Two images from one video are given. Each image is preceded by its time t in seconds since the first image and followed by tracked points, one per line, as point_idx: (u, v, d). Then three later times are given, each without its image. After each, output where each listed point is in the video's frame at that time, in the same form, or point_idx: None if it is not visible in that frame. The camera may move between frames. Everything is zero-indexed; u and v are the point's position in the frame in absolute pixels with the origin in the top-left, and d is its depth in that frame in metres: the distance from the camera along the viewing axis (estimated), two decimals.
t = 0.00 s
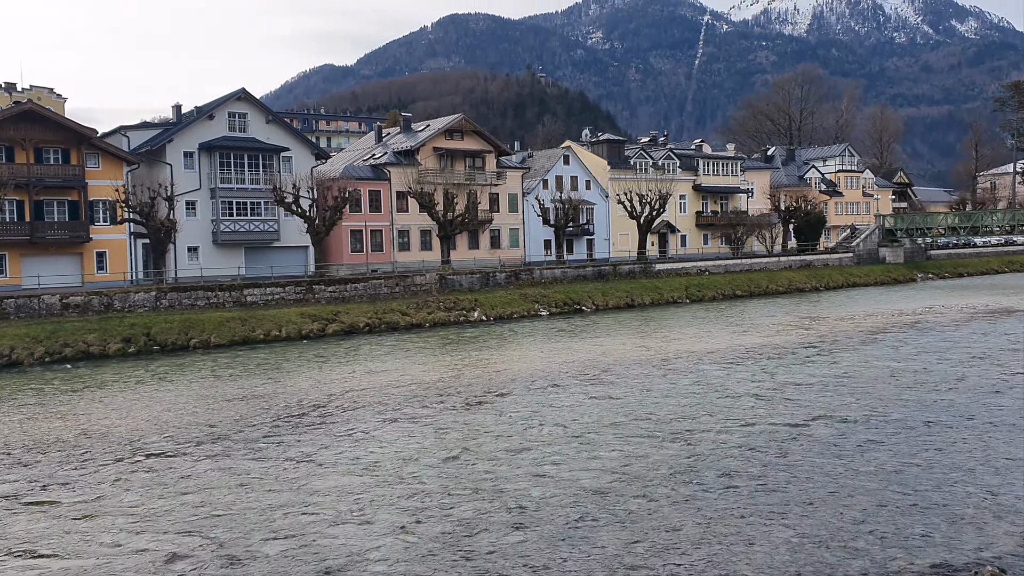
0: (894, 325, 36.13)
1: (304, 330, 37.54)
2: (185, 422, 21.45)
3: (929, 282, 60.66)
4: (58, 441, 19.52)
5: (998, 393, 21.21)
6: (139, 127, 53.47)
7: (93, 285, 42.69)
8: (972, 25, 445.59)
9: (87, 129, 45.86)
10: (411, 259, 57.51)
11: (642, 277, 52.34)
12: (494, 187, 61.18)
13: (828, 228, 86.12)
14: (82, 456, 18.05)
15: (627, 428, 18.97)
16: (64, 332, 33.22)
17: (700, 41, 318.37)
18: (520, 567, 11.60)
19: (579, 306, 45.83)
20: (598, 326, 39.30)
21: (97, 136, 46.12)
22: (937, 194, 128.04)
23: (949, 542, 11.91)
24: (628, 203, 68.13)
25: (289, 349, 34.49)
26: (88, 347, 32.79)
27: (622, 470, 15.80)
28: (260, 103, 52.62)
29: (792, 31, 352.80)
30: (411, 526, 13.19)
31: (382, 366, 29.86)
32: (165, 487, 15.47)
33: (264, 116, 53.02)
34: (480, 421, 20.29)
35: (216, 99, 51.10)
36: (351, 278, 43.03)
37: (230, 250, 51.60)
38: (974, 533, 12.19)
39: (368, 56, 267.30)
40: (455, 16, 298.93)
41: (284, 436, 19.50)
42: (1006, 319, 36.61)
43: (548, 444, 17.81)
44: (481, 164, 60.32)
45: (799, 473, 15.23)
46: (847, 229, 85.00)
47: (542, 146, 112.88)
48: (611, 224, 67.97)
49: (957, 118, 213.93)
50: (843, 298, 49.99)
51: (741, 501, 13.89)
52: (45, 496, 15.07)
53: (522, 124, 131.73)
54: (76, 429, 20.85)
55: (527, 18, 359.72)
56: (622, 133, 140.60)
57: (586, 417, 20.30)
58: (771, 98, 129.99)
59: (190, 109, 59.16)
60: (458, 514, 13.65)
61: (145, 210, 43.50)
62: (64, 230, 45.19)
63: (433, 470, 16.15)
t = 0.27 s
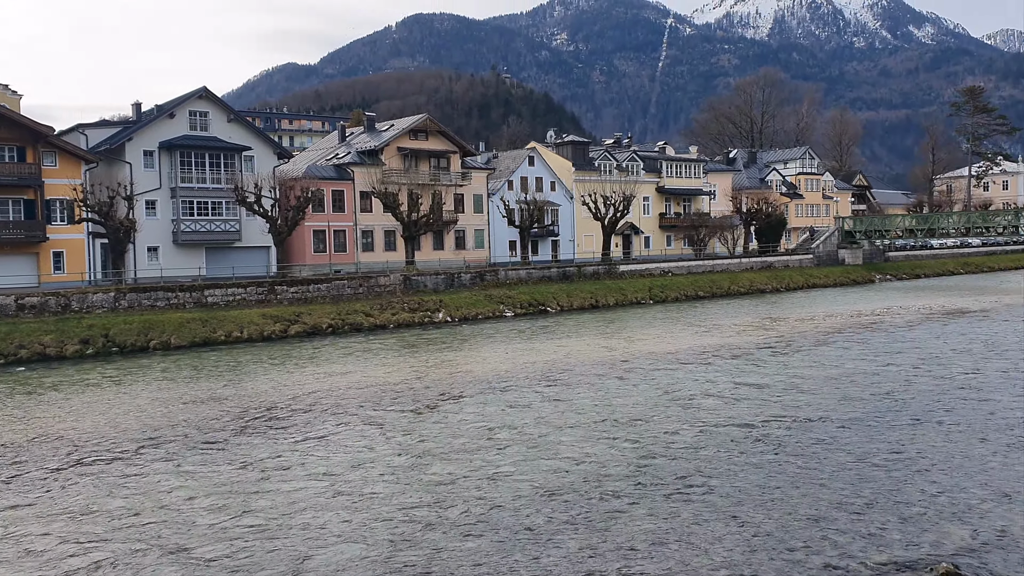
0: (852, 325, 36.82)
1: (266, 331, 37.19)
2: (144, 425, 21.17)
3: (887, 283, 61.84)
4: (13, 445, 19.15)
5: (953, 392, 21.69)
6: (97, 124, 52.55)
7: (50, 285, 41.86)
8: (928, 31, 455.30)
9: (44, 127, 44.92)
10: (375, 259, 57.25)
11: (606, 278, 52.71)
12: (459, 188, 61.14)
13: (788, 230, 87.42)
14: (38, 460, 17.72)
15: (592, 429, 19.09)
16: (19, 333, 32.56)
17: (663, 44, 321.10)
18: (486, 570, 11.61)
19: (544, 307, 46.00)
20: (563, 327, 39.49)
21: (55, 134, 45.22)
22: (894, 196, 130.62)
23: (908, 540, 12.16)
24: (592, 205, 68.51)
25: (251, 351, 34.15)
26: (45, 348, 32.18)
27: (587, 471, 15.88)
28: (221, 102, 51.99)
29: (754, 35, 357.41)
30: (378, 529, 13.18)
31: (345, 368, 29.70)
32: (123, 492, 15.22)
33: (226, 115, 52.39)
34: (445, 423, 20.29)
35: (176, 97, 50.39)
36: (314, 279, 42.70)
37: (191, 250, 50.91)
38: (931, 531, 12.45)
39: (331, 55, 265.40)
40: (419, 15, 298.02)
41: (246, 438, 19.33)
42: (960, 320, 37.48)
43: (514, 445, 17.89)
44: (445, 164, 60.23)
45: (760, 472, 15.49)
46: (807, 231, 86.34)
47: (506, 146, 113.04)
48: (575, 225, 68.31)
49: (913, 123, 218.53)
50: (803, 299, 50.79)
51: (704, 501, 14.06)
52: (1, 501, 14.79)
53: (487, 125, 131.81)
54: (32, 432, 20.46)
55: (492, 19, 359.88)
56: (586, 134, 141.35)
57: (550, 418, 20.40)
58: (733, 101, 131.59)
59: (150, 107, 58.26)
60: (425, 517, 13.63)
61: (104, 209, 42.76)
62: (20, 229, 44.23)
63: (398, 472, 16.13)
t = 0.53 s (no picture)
0: (808, 326, 37.52)
1: (222, 333, 36.74)
2: (97, 428, 20.82)
3: (840, 284, 63.11)
4: None
5: (905, 392, 22.24)
6: (48, 121, 51.40)
7: None
8: (880, 38, 464.94)
9: None
10: (333, 260, 56.86)
11: (566, 279, 53.02)
12: (419, 188, 60.98)
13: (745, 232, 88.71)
14: None
15: (551, 431, 19.22)
16: None
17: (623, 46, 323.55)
18: (446, 573, 11.68)
19: (504, 308, 46.11)
20: (524, 328, 39.64)
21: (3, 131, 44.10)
22: (847, 200, 133.32)
23: (857, 538, 12.51)
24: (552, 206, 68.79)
25: (207, 352, 33.73)
26: None
27: (547, 472, 15.98)
28: (176, 100, 51.19)
29: (711, 39, 361.97)
30: (337, 532, 13.19)
31: (303, 369, 29.48)
32: (75, 498, 14.97)
33: (181, 113, 51.60)
34: (404, 425, 20.26)
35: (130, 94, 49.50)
36: (271, 279, 42.26)
37: (145, 250, 50.04)
38: (882, 529, 12.78)
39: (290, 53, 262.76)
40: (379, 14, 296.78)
41: (202, 441, 19.12)
42: (911, 321, 38.44)
43: (474, 447, 17.96)
44: (405, 164, 60.03)
45: (714, 472, 15.78)
46: (763, 233, 87.69)
47: (467, 147, 113.00)
48: (535, 226, 68.55)
49: (866, 128, 223.30)
50: (760, 301, 51.64)
51: (660, 501, 14.28)
52: None
53: (447, 125, 131.62)
54: None
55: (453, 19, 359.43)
56: (547, 136, 141.94)
57: (510, 419, 20.50)
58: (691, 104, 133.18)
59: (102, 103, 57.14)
60: (385, 520, 13.62)
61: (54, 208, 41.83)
62: None
63: (357, 475, 16.11)
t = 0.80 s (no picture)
0: (766, 327, 38.17)
1: (181, 333, 36.28)
2: (51, 431, 20.45)
3: (799, 286, 64.17)
4: None
5: (860, 393, 22.79)
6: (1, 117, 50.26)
7: None
8: (837, 44, 473.44)
9: None
10: (295, 260, 56.42)
11: (530, 280, 53.27)
12: (382, 188, 60.76)
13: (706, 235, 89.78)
14: None
15: (514, 431, 19.33)
16: None
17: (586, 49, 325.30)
18: (413, 573, 11.78)
19: (468, 308, 46.19)
20: (487, 329, 39.75)
21: None
22: (806, 203, 135.57)
23: (814, 535, 12.86)
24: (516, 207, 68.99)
25: (165, 353, 33.29)
26: None
27: (510, 473, 16.09)
28: (135, 97, 50.41)
29: (674, 43, 365.33)
30: (302, 533, 13.20)
31: (263, 371, 29.24)
32: (30, 502, 14.71)
33: (140, 111, 50.82)
34: (366, 426, 20.25)
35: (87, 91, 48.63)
36: (231, 279, 41.82)
37: (102, 249, 49.17)
38: (838, 528, 13.11)
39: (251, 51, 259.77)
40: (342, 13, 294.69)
41: (162, 444, 18.92)
42: (866, 322, 39.34)
43: (437, 448, 18.03)
44: (368, 165, 59.77)
45: (675, 472, 16.05)
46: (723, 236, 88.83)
47: (430, 148, 112.71)
48: (499, 227, 68.69)
49: (824, 132, 227.20)
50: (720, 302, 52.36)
51: (623, 500, 14.52)
52: None
53: (411, 125, 131.20)
54: None
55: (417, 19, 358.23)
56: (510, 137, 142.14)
57: (472, 420, 20.59)
58: (654, 108, 134.41)
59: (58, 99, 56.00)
60: (348, 522, 13.61)
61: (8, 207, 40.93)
62: None
63: (321, 476, 16.09)
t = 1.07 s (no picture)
0: (727, 329, 38.68)
1: (139, 334, 35.78)
2: (5, 433, 20.07)
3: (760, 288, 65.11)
4: None
5: (817, 395, 23.25)
6: None
7: None
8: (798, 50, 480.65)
9: None
10: (256, 260, 55.90)
11: (494, 282, 53.37)
12: (345, 188, 60.44)
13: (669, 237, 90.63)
14: None
15: (477, 433, 19.41)
16: None
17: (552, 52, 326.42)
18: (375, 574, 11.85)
19: (432, 309, 46.16)
20: (451, 330, 39.75)
21: None
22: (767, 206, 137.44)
23: (770, 533, 13.17)
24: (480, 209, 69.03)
25: (123, 354, 32.82)
26: None
27: (473, 474, 16.21)
28: (93, 93, 49.59)
29: (638, 47, 367.96)
30: (264, 535, 13.18)
31: (224, 372, 28.95)
32: None
33: (98, 107, 50.00)
34: (328, 428, 20.19)
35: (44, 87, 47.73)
36: (191, 279, 41.33)
37: (59, 247, 48.23)
38: (796, 529, 13.42)
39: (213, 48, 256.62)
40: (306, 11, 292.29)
41: (120, 445, 18.71)
42: (825, 325, 40.04)
43: (400, 449, 18.06)
44: (331, 164, 59.42)
45: (634, 472, 16.28)
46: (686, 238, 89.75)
47: (395, 148, 112.23)
48: (463, 228, 68.68)
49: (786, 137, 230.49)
50: (682, 304, 52.92)
51: (584, 500, 14.71)
52: None
53: (375, 125, 130.58)
54: None
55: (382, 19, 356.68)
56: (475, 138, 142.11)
57: (435, 422, 20.64)
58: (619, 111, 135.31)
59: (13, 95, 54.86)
60: (312, 525, 13.59)
61: None
62: None
63: (282, 478, 16.06)
